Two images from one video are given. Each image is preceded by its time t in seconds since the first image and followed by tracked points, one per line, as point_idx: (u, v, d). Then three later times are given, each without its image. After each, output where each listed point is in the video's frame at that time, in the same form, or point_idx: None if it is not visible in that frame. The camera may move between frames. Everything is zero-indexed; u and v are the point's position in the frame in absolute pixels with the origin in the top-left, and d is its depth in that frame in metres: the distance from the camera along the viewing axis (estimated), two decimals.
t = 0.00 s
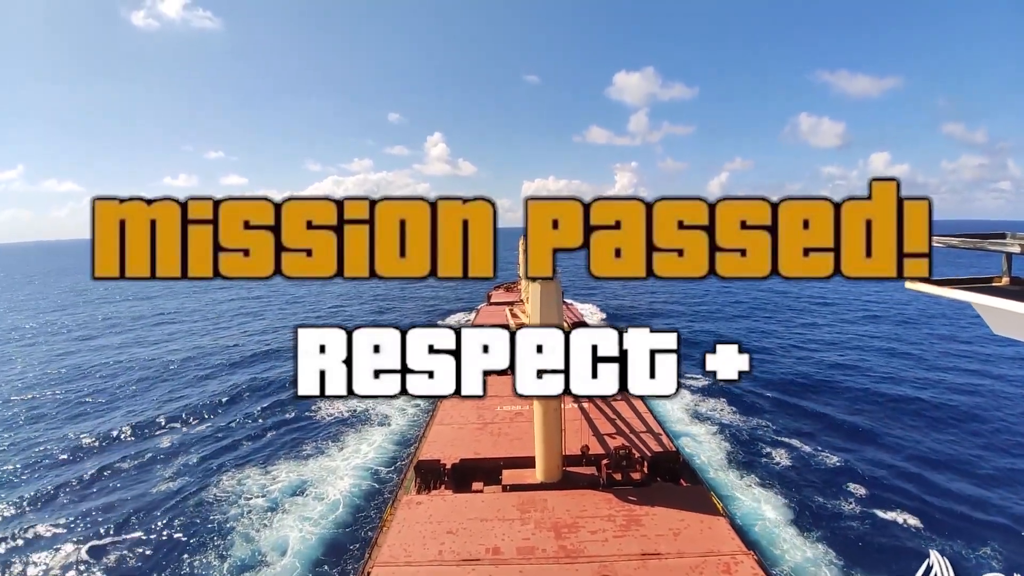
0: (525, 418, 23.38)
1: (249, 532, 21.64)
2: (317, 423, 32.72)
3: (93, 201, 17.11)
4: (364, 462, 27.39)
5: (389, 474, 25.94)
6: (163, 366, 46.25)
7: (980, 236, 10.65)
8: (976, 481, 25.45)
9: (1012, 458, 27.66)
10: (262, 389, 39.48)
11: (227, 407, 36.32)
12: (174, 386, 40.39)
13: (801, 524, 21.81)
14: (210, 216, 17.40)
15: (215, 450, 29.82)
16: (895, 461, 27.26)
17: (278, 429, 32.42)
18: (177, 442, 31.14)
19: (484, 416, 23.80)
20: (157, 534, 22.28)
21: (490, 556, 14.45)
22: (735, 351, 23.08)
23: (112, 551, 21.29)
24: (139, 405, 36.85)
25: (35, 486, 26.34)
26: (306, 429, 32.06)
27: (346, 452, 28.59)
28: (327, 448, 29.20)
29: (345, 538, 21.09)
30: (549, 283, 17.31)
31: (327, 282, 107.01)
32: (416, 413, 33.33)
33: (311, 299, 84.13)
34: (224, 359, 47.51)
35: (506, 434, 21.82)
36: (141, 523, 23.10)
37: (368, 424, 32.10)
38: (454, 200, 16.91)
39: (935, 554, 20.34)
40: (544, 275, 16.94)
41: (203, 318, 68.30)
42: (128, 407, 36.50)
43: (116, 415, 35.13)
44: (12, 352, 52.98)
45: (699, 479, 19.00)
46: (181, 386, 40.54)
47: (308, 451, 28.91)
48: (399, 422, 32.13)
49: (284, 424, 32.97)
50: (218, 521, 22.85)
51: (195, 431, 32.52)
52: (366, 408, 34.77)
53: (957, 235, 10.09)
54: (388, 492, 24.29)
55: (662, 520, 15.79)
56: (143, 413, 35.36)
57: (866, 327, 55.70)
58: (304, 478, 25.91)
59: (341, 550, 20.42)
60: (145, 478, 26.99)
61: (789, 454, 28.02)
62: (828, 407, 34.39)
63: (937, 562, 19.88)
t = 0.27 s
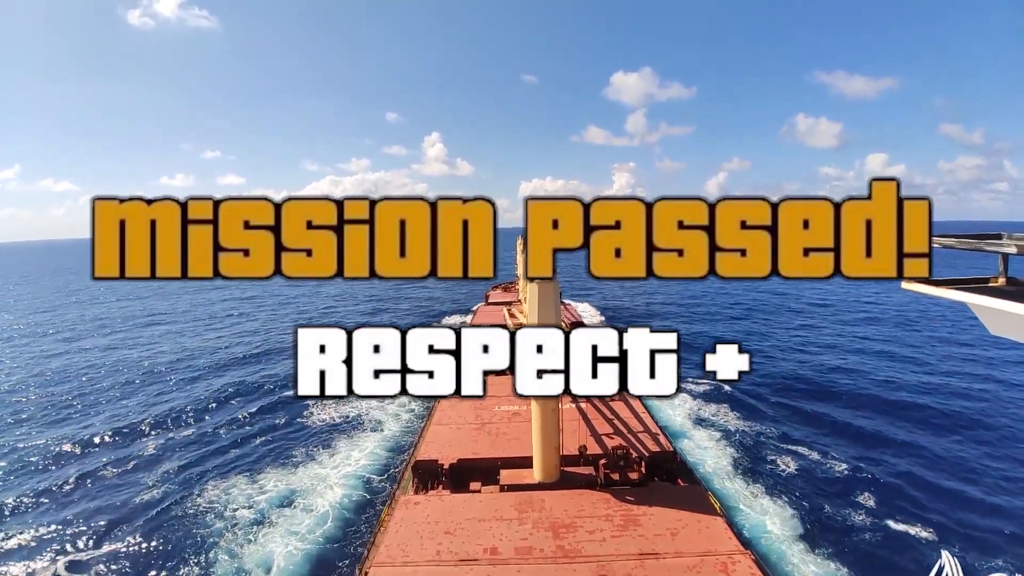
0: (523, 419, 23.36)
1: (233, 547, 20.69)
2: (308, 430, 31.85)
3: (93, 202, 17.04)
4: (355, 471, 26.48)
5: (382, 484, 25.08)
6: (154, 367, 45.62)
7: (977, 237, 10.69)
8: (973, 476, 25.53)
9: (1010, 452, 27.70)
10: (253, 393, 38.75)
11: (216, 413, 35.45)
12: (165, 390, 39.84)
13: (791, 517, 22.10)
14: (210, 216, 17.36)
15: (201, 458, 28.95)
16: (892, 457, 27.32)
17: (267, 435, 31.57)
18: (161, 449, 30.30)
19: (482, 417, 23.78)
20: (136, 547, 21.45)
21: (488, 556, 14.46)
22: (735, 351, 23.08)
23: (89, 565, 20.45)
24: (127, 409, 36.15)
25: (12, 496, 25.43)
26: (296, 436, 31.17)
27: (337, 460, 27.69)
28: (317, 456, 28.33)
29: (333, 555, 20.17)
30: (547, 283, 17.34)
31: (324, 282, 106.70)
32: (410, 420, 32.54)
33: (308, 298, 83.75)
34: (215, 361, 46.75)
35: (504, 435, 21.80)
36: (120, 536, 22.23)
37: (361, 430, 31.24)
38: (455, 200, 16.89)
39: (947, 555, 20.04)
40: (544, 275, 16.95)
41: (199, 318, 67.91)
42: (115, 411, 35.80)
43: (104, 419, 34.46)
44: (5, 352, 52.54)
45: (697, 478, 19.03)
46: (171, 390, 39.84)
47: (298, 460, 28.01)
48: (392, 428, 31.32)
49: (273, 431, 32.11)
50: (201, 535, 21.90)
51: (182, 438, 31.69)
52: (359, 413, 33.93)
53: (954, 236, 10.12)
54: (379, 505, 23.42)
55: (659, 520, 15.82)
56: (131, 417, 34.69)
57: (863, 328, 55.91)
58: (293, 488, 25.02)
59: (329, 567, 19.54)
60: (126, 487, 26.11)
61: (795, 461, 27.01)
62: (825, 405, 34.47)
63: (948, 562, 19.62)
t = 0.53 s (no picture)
0: (527, 419, 23.37)
1: (227, 564, 20.18)
2: (307, 437, 31.52)
3: (93, 202, 17.18)
4: (353, 480, 26.07)
5: (381, 495, 24.59)
6: (154, 372, 45.49)
7: (982, 233, 10.62)
8: (978, 476, 25.40)
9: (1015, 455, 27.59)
10: (253, 399, 38.51)
11: (214, 420, 35.22)
12: (165, 396, 39.77)
13: (807, 526, 21.73)
14: (210, 216, 17.46)
15: (198, 467, 28.70)
16: (898, 459, 27.24)
17: (265, 443, 31.24)
18: (157, 458, 30.00)
19: (486, 417, 23.81)
20: (127, 563, 21.03)
21: (493, 557, 14.46)
22: (735, 351, 23.00)
23: None
24: (125, 416, 35.95)
25: (5, 507, 25.16)
26: (294, 444, 30.78)
27: (335, 470, 27.21)
28: (316, 464, 27.98)
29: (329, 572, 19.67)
30: (550, 283, 17.40)
31: (327, 283, 106.94)
32: (410, 426, 32.24)
33: (311, 299, 83.99)
34: (216, 366, 46.56)
35: (507, 435, 21.81)
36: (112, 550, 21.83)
37: (360, 439, 30.79)
38: (455, 200, 16.93)
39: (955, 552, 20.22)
40: (544, 275, 16.98)
41: (203, 320, 68.16)
42: (114, 418, 35.69)
43: (103, 427, 34.36)
44: (11, 356, 52.93)
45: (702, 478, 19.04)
46: (170, 396, 39.73)
47: (295, 468, 27.74)
48: (392, 434, 31.11)
49: (272, 439, 31.79)
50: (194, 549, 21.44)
51: (179, 446, 31.46)
52: (359, 420, 33.69)
53: (958, 232, 10.07)
54: (378, 517, 22.80)
55: (665, 520, 15.79)
56: (130, 424, 34.61)
57: (868, 326, 55.69)
58: (290, 500, 24.57)
59: None
60: (122, 498, 25.86)
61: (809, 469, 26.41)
62: (829, 407, 34.39)
63: (959, 561, 19.65)
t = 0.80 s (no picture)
0: (528, 420, 23.38)
1: None
2: (300, 447, 30.38)
3: (93, 201, 17.18)
4: (347, 493, 24.91)
5: (377, 508, 23.42)
6: (149, 380, 44.82)
7: (980, 230, 10.65)
8: (979, 471, 25.42)
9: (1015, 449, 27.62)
10: (246, 408, 37.38)
11: (204, 430, 34.03)
12: (158, 405, 38.86)
13: (818, 534, 21.03)
14: (210, 216, 17.49)
15: (187, 479, 27.59)
16: (898, 455, 27.26)
17: (257, 454, 30.06)
18: (144, 471, 28.86)
19: (486, 418, 23.81)
20: None
21: (495, 558, 14.46)
22: (735, 351, 23.03)
23: None
24: (115, 427, 34.98)
25: None
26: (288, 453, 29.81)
27: (330, 481, 26.11)
28: (308, 476, 26.83)
29: None
30: (549, 283, 17.33)
31: (326, 286, 106.81)
32: (407, 434, 31.20)
33: (310, 303, 83.82)
34: (212, 372, 46.15)
35: (508, 436, 21.82)
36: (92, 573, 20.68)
37: (356, 448, 29.78)
38: (454, 200, 16.94)
39: (958, 546, 20.42)
40: (544, 275, 17.00)
41: (202, 325, 67.92)
42: (104, 429, 34.67)
43: (94, 437, 33.47)
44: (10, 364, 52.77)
45: (703, 477, 19.05)
46: (163, 405, 38.79)
47: (287, 480, 26.61)
48: (389, 443, 30.06)
49: (264, 449, 30.60)
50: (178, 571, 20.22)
51: (168, 457, 30.35)
52: (353, 428, 32.42)
53: (956, 230, 10.09)
54: (374, 532, 21.75)
55: (666, 520, 15.78)
56: (122, 434, 33.68)
57: (867, 325, 55.78)
58: (282, 514, 23.41)
59: None
60: (106, 514, 24.71)
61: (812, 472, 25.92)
62: (830, 404, 34.41)
63: (960, 557, 19.85)
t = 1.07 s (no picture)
0: (528, 421, 23.38)
1: None
2: (293, 458, 29.51)
3: (93, 202, 17.16)
4: (340, 506, 23.96)
5: (371, 522, 22.37)
6: (143, 389, 43.93)
7: (977, 228, 10.67)
8: (978, 469, 25.48)
9: (1015, 444, 27.65)
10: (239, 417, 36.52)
11: (195, 440, 33.09)
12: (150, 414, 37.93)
13: (832, 545, 20.23)
14: (210, 216, 17.47)
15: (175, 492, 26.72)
16: (898, 453, 27.30)
17: (247, 465, 29.14)
18: (132, 484, 27.99)
19: (486, 420, 23.80)
20: None
21: (496, 560, 14.42)
22: (735, 351, 23.02)
23: None
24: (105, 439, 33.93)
25: None
26: (280, 463, 28.98)
27: (322, 494, 25.11)
28: (300, 488, 25.89)
29: None
30: (548, 284, 17.22)
31: (324, 289, 106.59)
32: (403, 443, 30.32)
33: (309, 306, 83.66)
34: (208, 377, 45.78)
35: (509, 437, 21.80)
36: None
37: (350, 458, 28.81)
38: (455, 200, 16.94)
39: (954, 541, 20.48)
40: (544, 275, 17.03)
41: (200, 329, 67.64)
42: (93, 442, 33.71)
43: (82, 450, 32.44)
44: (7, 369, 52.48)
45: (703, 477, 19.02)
46: (154, 415, 37.77)
47: (278, 492, 25.69)
48: (384, 452, 29.15)
49: (255, 460, 29.69)
50: None
51: (160, 467, 29.74)
52: (348, 436, 31.66)
53: (954, 228, 10.09)
54: (368, 548, 20.79)
55: (667, 520, 15.75)
56: (110, 448, 32.60)
57: (866, 324, 55.86)
58: (272, 530, 22.43)
59: None
60: (89, 531, 23.78)
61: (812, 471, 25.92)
62: (829, 403, 34.49)
63: (958, 552, 19.86)
